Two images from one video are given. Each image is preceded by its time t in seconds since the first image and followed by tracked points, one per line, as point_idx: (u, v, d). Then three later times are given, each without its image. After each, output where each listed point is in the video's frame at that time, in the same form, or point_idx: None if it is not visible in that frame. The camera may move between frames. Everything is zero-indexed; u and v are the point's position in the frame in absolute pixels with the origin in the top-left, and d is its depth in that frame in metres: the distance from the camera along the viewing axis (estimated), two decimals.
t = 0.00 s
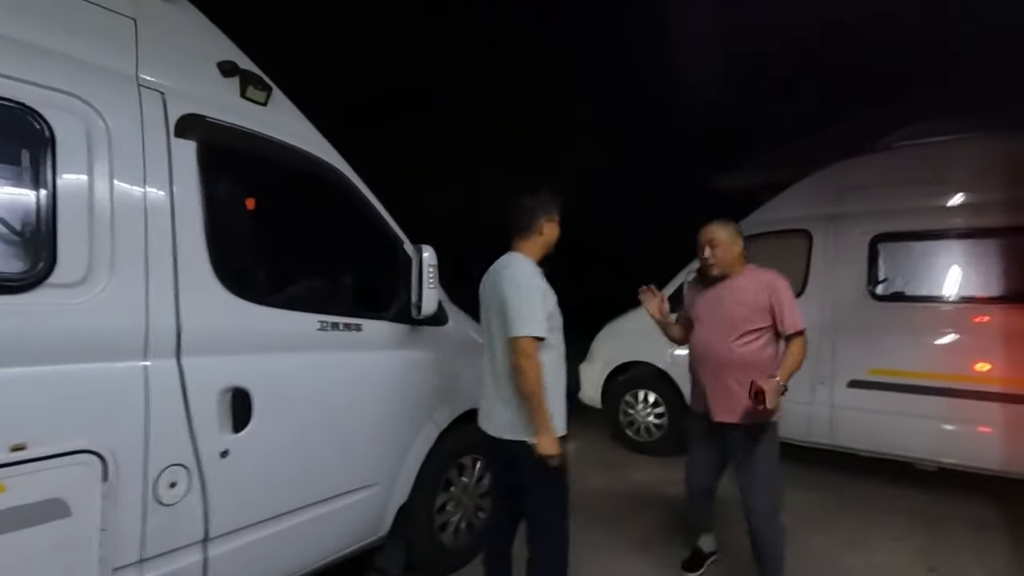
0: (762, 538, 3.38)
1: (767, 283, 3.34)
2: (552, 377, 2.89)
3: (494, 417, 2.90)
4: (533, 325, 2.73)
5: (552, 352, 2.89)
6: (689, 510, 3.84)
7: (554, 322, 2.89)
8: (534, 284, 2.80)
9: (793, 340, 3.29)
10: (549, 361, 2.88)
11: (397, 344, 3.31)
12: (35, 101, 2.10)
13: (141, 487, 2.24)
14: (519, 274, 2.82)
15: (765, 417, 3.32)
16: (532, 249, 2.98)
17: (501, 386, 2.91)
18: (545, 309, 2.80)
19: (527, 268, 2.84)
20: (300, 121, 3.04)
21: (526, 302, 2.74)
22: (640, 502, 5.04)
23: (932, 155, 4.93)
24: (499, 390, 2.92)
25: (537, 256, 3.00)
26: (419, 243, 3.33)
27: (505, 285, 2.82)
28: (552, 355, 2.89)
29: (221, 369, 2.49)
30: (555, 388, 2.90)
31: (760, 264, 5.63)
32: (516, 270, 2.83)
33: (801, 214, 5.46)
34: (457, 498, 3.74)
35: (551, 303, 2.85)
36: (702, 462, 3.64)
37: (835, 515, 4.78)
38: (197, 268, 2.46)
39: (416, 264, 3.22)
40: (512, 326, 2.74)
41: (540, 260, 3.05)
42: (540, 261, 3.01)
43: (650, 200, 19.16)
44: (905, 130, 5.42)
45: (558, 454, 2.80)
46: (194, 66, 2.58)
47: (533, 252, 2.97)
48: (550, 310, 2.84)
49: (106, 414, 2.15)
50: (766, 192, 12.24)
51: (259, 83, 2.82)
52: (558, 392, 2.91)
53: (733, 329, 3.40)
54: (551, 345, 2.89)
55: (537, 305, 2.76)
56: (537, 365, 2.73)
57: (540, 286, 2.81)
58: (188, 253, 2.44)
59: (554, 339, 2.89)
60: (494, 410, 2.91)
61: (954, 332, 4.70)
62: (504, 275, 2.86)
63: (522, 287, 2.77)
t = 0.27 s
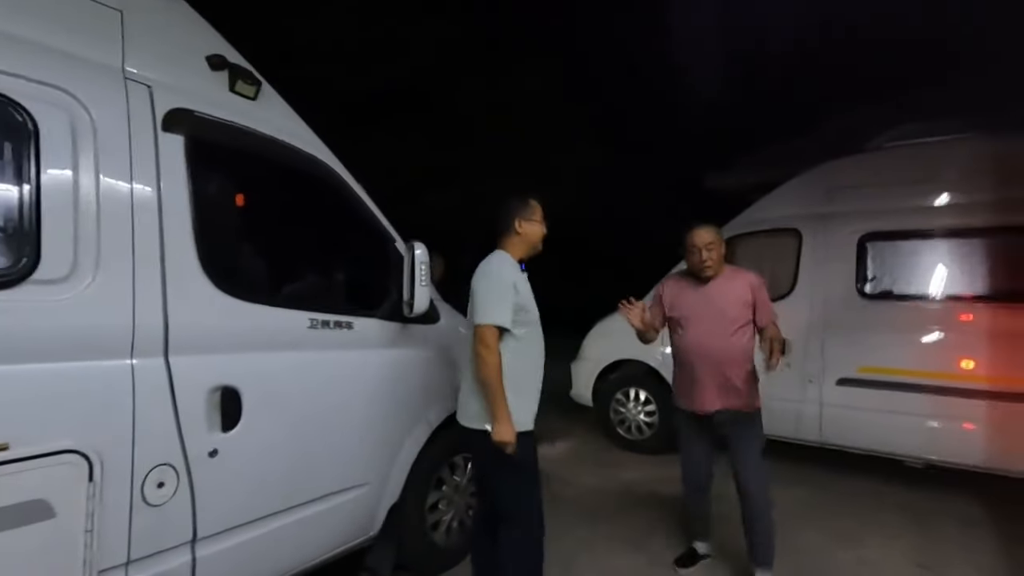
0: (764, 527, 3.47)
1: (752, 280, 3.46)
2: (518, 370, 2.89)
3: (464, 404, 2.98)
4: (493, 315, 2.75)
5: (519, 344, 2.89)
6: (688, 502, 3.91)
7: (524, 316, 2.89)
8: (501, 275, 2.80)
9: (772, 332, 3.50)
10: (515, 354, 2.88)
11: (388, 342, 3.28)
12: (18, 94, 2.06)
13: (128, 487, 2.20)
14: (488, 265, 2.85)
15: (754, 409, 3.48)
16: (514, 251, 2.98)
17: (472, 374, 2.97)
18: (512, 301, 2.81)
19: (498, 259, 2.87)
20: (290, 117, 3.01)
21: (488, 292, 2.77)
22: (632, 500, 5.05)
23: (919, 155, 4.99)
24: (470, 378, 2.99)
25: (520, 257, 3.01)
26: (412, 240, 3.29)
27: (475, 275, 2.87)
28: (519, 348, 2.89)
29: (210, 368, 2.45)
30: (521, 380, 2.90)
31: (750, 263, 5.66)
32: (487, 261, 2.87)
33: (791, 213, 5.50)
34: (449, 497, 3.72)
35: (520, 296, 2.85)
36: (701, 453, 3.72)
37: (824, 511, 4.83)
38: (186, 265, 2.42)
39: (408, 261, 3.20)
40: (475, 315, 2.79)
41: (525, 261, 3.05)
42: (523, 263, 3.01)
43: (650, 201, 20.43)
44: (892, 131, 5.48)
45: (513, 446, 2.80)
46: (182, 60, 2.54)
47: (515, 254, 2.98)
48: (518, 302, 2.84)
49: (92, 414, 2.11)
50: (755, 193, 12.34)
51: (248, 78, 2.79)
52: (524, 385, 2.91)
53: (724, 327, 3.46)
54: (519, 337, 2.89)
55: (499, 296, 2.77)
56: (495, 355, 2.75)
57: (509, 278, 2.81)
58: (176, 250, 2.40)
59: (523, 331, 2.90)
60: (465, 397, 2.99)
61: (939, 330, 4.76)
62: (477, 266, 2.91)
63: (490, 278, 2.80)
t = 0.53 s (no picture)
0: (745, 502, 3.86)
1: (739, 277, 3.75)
2: (498, 364, 2.86)
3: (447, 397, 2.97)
4: (470, 309, 2.73)
5: (499, 337, 2.86)
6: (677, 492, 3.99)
7: (505, 308, 2.85)
8: (479, 268, 2.77)
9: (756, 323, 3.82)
10: (495, 348, 2.85)
11: (380, 336, 3.24)
12: None
13: (113, 485, 2.15)
14: (468, 258, 2.83)
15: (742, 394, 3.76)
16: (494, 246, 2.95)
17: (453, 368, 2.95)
18: (490, 294, 2.78)
19: (477, 252, 2.84)
20: (279, 107, 2.95)
21: (465, 286, 2.75)
22: (624, 494, 5.05)
23: (909, 149, 5.00)
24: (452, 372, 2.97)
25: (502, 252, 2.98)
26: (403, 233, 3.24)
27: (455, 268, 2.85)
28: (499, 342, 2.86)
29: (196, 363, 2.40)
30: (503, 375, 2.87)
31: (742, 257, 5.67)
32: (466, 254, 2.85)
33: (782, 207, 5.51)
34: (441, 493, 3.69)
35: (499, 289, 2.81)
36: (694, 442, 3.83)
37: (815, 503, 4.86)
38: (171, 258, 2.36)
39: (399, 254, 3.15)
40: (453, 309, 2.78)
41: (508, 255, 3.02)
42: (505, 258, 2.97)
43: (650, 201, 21.17)
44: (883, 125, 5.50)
45: (497, 439, 2.80)
46: (164, 48, 2.48)
47: (496, 247, 2.95)
48: (497, 295, 2.80)
49: (76, 410, 2.06)
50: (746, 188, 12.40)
51: (234, 66, 2.73)
52: (504, 379, 2.87)
53: (721, 319, 3.68)
54: (499, 331, 2.86)
55: (477, 289, 2.74)
56: (473, 349, 2.74)
57: (487, 272, 2.78)
58: (161, 242, 2.34)
59: (504, 325, 2.86)
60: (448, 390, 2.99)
61: (928, 323, 4.79)
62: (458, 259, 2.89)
63: (467, 272, 2.77)
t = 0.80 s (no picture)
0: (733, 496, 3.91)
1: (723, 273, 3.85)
2: (478, 363, 2.84)
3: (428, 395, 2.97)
4: (447, 309, 2.72)
5: (479, 338, 2.84)
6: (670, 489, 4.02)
7: (486, 307, 2.82)
8: (457, 268, 2.76)
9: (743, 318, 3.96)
10: (475, 348, 2.84)
11: (370, 334, 3.21)
12: None
13: (97, 485, 2.11)
14: (447, 257, 2.81)
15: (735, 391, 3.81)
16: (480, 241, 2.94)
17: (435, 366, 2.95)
18: (469, 294, 2.76)
19: (457, 250, 2.82)
20: (267, 102, 2.92)
21: (443, 286, 2.74)
22: (615, 490, 5.07)
23: (897, 148, 5.04)
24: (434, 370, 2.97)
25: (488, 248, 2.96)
26: (394, 230, 3.22)
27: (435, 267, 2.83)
28: (479, 342, 2.84)
29: (183, 361, 2.37)
30: (482, 375, 2.85)
31: (732, 255, 5.69)
32: (446, 253, 2.83)
33: (772, 205, 5.54)
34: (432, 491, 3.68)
35: (478, 289, 2.78)
36: (690, 440, 3.85)
37: (803, 499, 4.90)
38: (157, 253, 2.33)
39: (390, 251, 3.13)
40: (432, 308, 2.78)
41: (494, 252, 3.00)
42: (490, 254, 2.95)
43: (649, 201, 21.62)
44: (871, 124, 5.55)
45: (473, 439, 2.78)
46: (149, 40, 2.44)
47: (481, 244, 2.93)
48: (477, 295, 2.78)
49: (59, 409, 2.02)
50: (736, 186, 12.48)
51: (221, 60, 2.69)
52: (483, 379, 2.86)
53: (716, 315, 3.74)
54: (479, 331, 2.84)
55: (454, 290, 2.73)
56: (450, 349, 2.73)
57: (465, 271, 2.76)
58: (147, 238, 2.30)
59: (484, 325, 2.84)
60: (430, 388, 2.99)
61: (915, 320, 4.83)
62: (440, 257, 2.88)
63: (447, 270, 2.75)
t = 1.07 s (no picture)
0: (724, 491, 3.94)
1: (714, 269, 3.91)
2: (459, 363, 2.83)
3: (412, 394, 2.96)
4: (429, 309, 2.71)
5: (461, 337, 2.83)
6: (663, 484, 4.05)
7: (470, 307, 2.81)
8: (440, 267, 2.74)
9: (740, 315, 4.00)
10: (457, 347, 2.83)
11: (360, 331, 3.20)
12: None
13: (81, 486, 2.09)
14: (430, 255, 2.79)
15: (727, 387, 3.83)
16: (466, 238, 2.94)
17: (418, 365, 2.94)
18: (452, 293, 2.74)
19: (440, 249, 2.80)
20: (253, 97, 2.89)
21: (426, 285, 2.73)
22: (605, 486, 5.10)
23: (884, 146, 5.08)
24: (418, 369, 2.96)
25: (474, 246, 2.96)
26: (382, 227, 3.19)
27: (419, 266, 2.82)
28: (461, 342, 2.83)
29: (169, 359, 2.34)
30: (464, 374, 2.85)
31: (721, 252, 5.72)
32: (430, 252, 2.82)
33: (761, 203, 5.56)
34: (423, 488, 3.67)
35: (462, 288, 2.77)
36: (685, 437, 3.86)
37: (791, 494, 4.95)
38: (141, 251, 2.30)
39: (379, 249, 3.10)
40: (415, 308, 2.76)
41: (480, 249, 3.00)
42: (474, 252, 2.93)
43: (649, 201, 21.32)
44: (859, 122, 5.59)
45: (451, 440, 2.78)
46: (131, 34, 2.40)
47: (466, 241, 2.93)
48: (460, 294, 2.77)
49: (40, 409, 1.99)
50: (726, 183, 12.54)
51: (206, 55, 2.66)
52: (465, 379, 2.85)
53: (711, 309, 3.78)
54: (462, 331, 2.83)
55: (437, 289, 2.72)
56: (432, 350, 2.72)
57: (448, 270, 2.74)
58: (130, 235, 2.27)
59: (468, 324, 2.84)
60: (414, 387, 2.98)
61: (901, 317, 4.89)
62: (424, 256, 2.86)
63: (430, 270, 2.74)
